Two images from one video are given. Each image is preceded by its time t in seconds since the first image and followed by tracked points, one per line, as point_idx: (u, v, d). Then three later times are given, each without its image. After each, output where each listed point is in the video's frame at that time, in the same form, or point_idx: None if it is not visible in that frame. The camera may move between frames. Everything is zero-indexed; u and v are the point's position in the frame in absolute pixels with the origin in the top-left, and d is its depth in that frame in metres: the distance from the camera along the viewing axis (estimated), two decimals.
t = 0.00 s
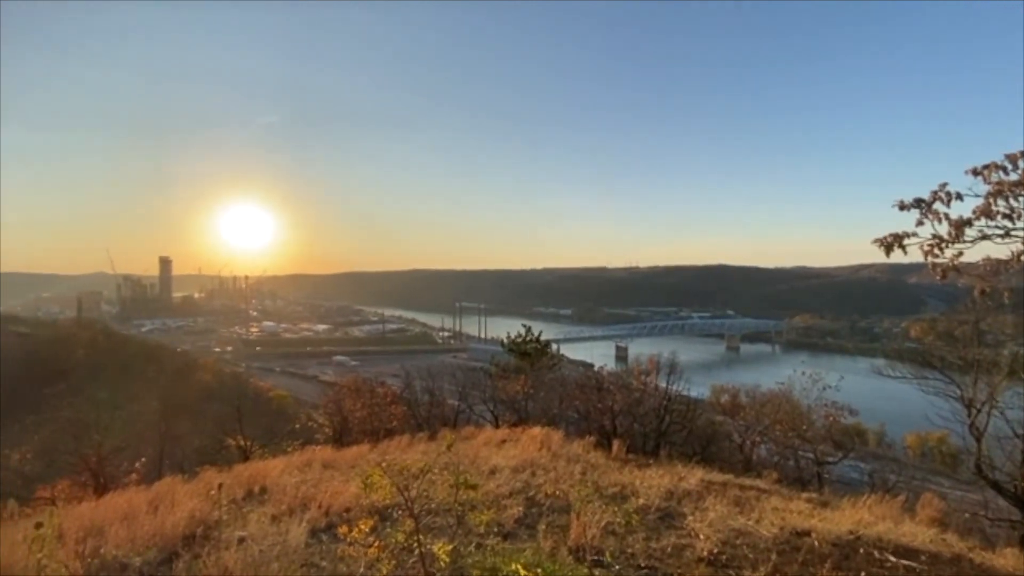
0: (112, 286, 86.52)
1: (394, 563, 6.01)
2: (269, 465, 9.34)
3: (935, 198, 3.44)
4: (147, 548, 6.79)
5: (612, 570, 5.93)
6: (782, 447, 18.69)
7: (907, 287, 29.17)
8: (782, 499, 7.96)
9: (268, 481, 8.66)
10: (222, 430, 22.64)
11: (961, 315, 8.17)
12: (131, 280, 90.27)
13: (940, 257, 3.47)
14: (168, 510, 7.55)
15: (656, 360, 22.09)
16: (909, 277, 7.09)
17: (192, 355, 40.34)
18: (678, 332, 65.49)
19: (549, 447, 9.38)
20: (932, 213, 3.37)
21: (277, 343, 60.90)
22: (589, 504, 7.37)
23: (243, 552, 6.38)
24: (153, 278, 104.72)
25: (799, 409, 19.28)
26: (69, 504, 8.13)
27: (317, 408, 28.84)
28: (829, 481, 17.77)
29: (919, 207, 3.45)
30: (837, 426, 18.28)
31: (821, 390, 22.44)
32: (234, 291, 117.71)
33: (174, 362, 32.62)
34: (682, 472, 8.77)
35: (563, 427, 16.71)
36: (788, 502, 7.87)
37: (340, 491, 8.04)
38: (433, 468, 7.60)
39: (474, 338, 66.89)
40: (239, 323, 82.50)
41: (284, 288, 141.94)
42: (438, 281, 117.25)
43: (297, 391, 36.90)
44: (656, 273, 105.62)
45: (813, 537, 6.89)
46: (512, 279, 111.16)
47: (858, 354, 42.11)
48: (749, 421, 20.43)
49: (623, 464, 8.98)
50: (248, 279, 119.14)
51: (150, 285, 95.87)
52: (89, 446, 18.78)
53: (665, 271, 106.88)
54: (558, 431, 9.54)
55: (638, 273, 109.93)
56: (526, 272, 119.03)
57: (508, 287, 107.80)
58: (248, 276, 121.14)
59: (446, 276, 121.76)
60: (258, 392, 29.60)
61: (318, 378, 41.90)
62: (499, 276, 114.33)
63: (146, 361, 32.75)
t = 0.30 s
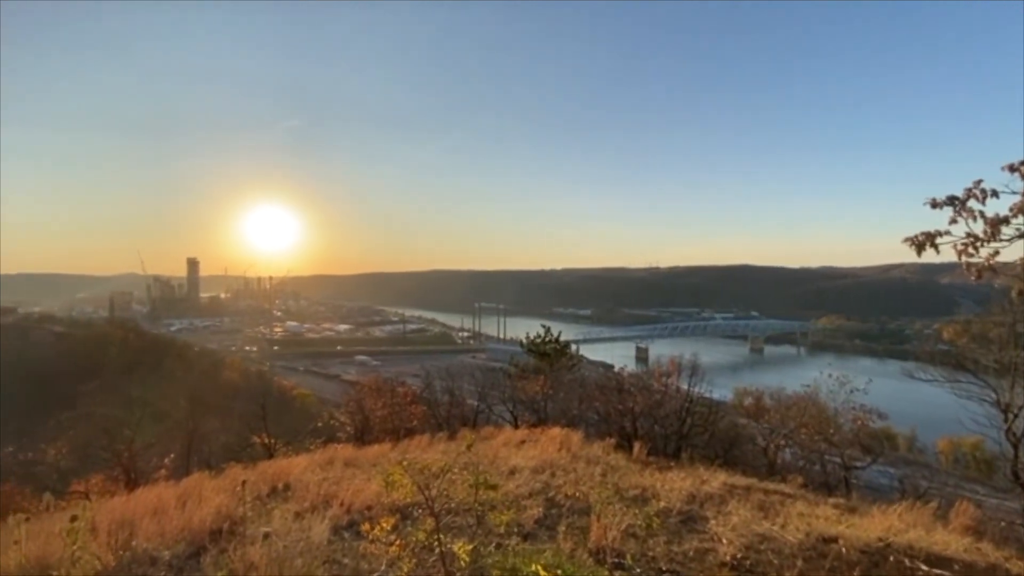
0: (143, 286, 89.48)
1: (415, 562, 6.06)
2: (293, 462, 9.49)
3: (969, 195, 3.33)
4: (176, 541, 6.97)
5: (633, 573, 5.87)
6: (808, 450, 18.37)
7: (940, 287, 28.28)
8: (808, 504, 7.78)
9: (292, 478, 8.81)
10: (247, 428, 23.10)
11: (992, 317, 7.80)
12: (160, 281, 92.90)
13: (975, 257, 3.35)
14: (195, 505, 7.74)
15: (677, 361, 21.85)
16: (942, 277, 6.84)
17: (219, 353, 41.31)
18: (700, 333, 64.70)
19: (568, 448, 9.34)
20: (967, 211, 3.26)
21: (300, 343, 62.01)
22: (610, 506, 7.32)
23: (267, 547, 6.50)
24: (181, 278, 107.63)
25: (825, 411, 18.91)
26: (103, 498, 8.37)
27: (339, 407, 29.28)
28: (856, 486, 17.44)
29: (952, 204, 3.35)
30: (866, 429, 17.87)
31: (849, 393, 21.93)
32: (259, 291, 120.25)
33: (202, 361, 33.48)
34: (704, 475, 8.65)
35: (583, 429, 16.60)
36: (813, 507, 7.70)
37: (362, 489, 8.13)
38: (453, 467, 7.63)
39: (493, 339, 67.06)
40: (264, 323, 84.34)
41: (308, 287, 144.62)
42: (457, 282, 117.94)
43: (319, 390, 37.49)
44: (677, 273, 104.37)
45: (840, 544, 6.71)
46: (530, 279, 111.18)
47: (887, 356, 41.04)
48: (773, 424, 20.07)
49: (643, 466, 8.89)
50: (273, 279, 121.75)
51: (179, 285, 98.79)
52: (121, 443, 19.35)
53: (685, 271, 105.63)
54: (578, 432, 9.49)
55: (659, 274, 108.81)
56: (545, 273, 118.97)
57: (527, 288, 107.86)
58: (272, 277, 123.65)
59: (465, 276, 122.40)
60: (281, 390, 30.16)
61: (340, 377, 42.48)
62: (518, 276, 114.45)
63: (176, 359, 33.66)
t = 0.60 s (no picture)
0: (174, 286, 92.23)
1: (437, 561, 6.11)
2: (318, 459, 9.65)
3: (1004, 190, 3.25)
4: (206, 535, 7.16)
5: None
6: (837, 454, 18.24)
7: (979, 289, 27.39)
8: (838, 509, 7.57)
9: (317, 475, 8.95)
10: (273, 425, 23.61)
11: None
12: (191, 281, 95.62)
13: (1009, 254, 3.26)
14: (225, 500, 7.93)
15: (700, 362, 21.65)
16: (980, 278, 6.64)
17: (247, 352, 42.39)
18: (725, 334, 63.83)
19: (590, 449, 9.29)
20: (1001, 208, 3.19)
21: (325, 342, 63.13)
22: (633, 508, 7.27)
23: (293, 543, 6.62)
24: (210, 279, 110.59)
25: (856, 415, 18.65)
26: (137, 492, 8.62)
27: (363, 405, 29.75)
28: (889, 491, 17.03)
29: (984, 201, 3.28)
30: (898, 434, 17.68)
31: (880, 395, 21.54)
32: (284, 291, 122.86)
33: (230, 360, 34.38)
34: (729, 478, 8.54)
35: (605, 430, 16.45)
36: (844, 513, 7.48)
37: (385, 487, 8.22)
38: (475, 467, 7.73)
39: (514, 339, 67.22)
40: (288, 323, 85.93)
41: (331, 287, 146.98)
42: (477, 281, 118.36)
43: (343, 388, 38.12)
44: (700, 273, 102.82)
45: (872, 551, 6.52)
46: (550, 279, 110.91)
47: (921, 359, 39.92)
48: (801, 427, 19.80)
49: (668, 468, 8.79)
50: (298, 279, 124.12)
51: (208, 285, 101.52)
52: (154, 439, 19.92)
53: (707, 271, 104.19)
54: (600, 432, 9.43)
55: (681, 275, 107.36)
56: (564, 273, 118.64)
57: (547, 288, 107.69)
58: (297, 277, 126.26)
59: (485, 276, 122.74)
60: (306, 388, 30.75)
61: (363, 376, 43.12)
62: (537, 276, 114.41)
63: (205, 357, 34.62)
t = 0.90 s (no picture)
0: (204, 286, 94.84)
1: (460, 559, 6.15)
2: (343, 456, 9.80)
3: None
4: (236, 529, 7.34)
5: None
6: (869, 459, 17.90)
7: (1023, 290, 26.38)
8: (871, 516, 7.34)
9: (342, 472, 9.09)
10: (299, 422, 24.09)
11: None
12: (221, 280, 98.29)
13: None
14: (254, 495, 8.13)
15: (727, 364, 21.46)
16: None
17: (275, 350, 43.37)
18: (752, 335, 62.67)
19: (614, 449, 9.21)
20: None
21: (349, 340, 64.15)
22: (658, 510, 7.19)
23: (320, 538, 6.73)
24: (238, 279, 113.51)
25: (890, 418, 18.33)
26: (172, 485, 8.89)
27: (386, 403, 30.16)
28: (924, 497, 16.58)
29: None
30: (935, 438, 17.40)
31: (916, 399, 21.13)
32: (310, 290, 125.35)
33: (258, 358, 35.23)
34: (757, 481, 8.39)
35: (628, 431, 16.24)
36: (877, 519, 7.26)
37: (409, 485, 8.30)
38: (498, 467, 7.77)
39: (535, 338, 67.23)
40: (314, 322, 87.36)
41: (354, 286, 149.03)
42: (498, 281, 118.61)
43: (367, 386, 38.73)
44: (725, 273, 101.04)
45: (907, 559, 6.31)
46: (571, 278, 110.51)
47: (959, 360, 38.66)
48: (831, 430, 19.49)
49: (693, 470, 8.68)
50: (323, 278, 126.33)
51: (237, 285, 104.18)
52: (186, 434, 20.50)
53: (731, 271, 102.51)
54: (624, 433, 9.34)
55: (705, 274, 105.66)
56: (585, 273, 118.10)
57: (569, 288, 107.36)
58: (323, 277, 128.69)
59: (506, 276, 123.00)
60: (331, 386, 31.34)
61: (387, 374, 43.73)
62: (558, 275, 114.18)
63: (235, 355, 35.56)
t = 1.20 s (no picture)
0: (233, 286, 97.12)
1: (484, 555, 6.18)
2: (368, 453, 9.92)
3: None
4: (265, 523, 7.51)
5: None
6: (903, 463, 17.64)
7: None
8: (906, 522, 7.13)
9: (367, 469, 9.22)
10: (325, 419, 24.51)
11: None
12: (249, 280, 100.62)
13: None
14: (282, 490, 8.29)
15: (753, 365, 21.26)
16: None
17: (301, 349, 44.20)
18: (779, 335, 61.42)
19: (637, 450, 9.14)
20: None
21: (373, 339, 65.02)
22: (683, 513, 7.11)
23: (346, 534, 6.84)
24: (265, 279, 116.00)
25: (925, 423, 18.20)
26: (202, 480, 9.12)
27: (409, 402, 30.50)
28: (961, 503, 16.03)
29: None
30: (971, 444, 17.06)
31: (952, 403, 20.73)
32: (335, 290, 127.53)
33: (285, 357, 35.99)
34: (785, 484, 8.25)
35: (652, 432, 15.98)
36: (913, 525, 7.04)
37: (432, 482, 8.37)
38: (521, 466, 7.83)
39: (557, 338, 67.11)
40: (339, 321, 88.78)
41: (377, 285, 151.02)
42: (518, 281, 118.80)
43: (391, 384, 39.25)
44: (749, 274, 99.39)
45: (946, 567, 6.10)
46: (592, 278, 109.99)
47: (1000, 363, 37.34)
48: (862, 434, 19.30)
49: (719, 472, 8.55)
50: (347, 278, 128.33)
51: (264, 285, 106.57)
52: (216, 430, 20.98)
53: (755, 272, 100.78)
54: (647, 434, 9.24)
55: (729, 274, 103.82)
56: (606, 272, 117.35)
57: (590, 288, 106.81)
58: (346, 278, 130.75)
59: (527, 276, 123.08)
60: (355, 384, 31.82)
61: (409, 373, 44.23)
62: (579, 275, 113.72)
63: (262, 353, 36.37)
